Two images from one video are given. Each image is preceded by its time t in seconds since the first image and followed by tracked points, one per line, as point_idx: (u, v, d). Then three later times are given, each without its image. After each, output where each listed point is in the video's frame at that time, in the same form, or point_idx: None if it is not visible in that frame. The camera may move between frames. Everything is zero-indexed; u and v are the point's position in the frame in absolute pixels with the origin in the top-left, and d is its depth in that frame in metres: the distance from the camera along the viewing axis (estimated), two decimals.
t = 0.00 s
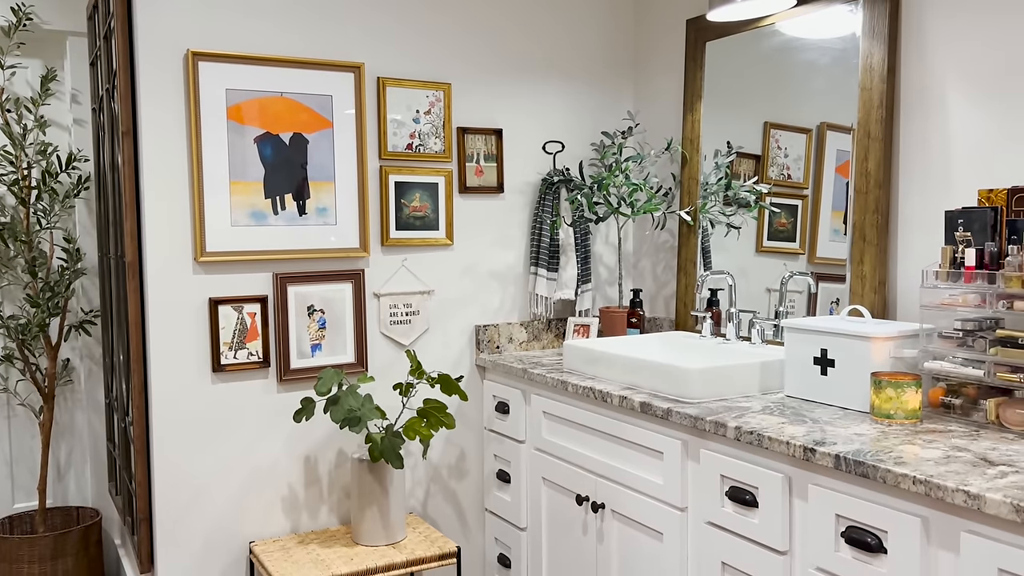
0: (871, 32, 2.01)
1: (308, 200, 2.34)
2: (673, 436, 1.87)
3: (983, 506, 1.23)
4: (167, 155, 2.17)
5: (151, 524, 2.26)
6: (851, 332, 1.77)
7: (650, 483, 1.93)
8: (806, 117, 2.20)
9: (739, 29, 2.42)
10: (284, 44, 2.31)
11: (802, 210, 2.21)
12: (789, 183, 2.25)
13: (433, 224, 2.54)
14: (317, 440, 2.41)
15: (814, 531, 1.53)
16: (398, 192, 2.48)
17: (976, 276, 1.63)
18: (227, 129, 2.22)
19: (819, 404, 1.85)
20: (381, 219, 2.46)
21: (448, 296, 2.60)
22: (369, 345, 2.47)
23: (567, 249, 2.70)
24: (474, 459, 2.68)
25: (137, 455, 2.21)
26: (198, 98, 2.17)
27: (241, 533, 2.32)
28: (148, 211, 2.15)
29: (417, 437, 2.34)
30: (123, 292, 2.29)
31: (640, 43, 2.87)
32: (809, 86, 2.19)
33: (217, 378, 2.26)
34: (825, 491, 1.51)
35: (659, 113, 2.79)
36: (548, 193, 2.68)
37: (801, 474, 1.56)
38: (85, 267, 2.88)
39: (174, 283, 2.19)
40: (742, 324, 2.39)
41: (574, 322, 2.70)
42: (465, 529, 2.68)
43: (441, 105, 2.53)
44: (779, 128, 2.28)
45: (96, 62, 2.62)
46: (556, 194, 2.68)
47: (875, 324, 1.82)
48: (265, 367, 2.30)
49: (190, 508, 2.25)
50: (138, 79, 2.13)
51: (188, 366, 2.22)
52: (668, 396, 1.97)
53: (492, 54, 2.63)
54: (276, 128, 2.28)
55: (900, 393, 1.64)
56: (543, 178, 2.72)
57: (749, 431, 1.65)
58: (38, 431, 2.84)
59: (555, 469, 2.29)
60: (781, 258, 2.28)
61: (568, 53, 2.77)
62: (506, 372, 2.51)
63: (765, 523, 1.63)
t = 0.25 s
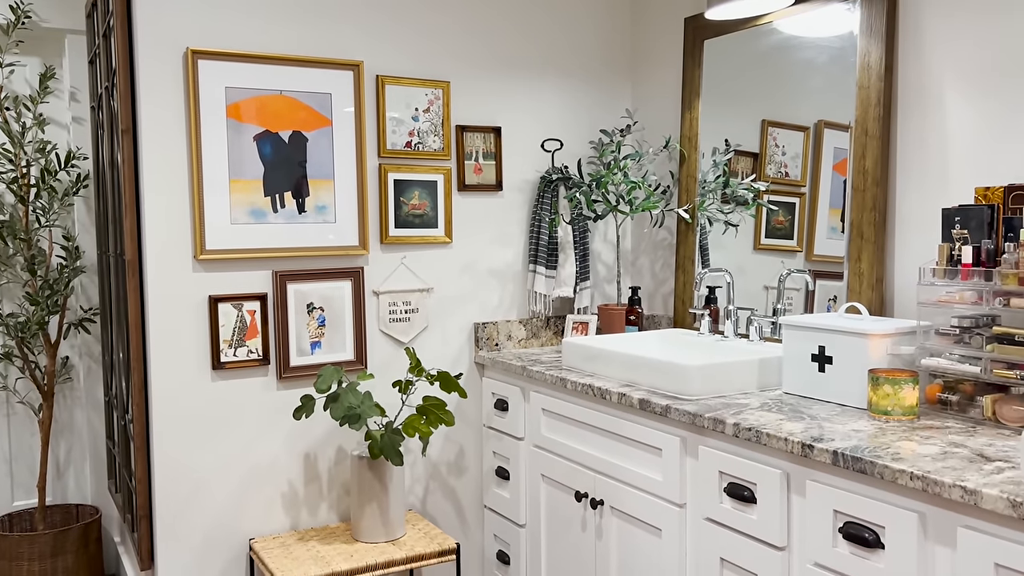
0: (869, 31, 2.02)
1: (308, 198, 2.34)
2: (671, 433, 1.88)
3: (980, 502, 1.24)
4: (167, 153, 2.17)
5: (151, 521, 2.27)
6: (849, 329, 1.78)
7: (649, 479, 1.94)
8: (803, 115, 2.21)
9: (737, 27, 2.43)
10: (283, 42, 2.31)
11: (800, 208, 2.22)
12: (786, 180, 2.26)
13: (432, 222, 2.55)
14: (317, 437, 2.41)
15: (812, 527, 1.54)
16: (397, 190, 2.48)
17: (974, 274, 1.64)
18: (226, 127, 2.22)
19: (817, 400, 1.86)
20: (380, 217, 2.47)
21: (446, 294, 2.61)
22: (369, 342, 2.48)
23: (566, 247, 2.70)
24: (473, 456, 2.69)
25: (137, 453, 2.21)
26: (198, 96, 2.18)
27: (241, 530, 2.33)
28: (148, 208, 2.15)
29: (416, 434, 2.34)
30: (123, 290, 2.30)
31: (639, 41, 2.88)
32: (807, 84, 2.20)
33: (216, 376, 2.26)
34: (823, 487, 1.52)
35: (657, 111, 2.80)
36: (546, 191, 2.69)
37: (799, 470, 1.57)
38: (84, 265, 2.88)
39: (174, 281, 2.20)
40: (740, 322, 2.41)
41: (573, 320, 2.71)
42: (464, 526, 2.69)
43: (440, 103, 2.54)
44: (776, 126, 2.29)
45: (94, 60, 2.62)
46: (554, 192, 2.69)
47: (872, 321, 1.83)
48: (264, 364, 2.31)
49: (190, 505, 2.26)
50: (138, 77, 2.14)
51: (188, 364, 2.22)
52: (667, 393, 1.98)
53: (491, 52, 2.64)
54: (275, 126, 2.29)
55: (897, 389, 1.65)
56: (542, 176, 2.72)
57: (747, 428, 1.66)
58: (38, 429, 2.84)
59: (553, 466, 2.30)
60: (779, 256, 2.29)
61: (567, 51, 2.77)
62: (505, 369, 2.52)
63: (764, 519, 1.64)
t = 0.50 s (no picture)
0: (866, 27, 2.03)
1: (306, 194, 2.35)
2: (669, 427, 1.89)
3: (976, 494, 1.25)
4: (165, 149, 2.17)
5: (150, 516, 2.27)
6: (846, 324, 1.79)
7: (647, 473, 1.95)
8: (800, 111, 2.22)
9: (734, 24, 2.44)
10: (281, 38, 2.31)
11: (797, 204, 2.23)
12: (783, 176, 2.27)
13: (430, 218, 2.55)
14: (316, 433, 2.42)
15: (810, 520, 1.55)
16: (395, 186, 2.49)
17: (970, 268, 1.65)
18: (225, 124, 2.22)
19: (814, 395, 1.87)
20: (379, 213, 2.47)
21: (445, 289, 2.61)
22: (368, 338, 2.48)
23: (564, 243, 2.70)
24: (471, 451, 2.70)
25: (137, 448, 2.22)
26: (196, 92, 2.18)
27: (240, 525, 2.33)
28: (146, 204, 2.15)
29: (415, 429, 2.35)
30: (122, 286, 2.30)
31: (636, 37, 2.88)
32: (805, 80, 2.20)
33: (216, 372, 2.27)
34: (821, 480, 1.53)
35: (654, 107, 2.81)
36: (544, 187, 2.69)
37: (797, 464, 1.58)
38: (82, 261, 2.88)
39: (173, 277, 2.20)
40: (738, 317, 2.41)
41: (572, 314, 2.72)
42: (463, 521, 2.70)
43: (438, 99, 2.54)
44: (773, 122, 2.30)
45: (92, 56, 2.62)
46: (552, 188, 2.70)
47: (869, 316, 1.85)
48: (264, 360, 2.31)
49: (189, 501, 2.26)
50: (137, 73, 2.14)
51: (187, 360, 2.23)
52: (665, 388, 1.99)
53: (489, 48, 2.64)
54: (274, 122, 2.29)
55: (894, 383, 1.66)
56: (540, 172, 2.73)
57: (746, 422, 1.67)
58: (36, 425, 2.84)
59: (552, 460, 2.30)
60: (776, 252, 2.30)
61: (565, 47, 2.78)
62: (503, 365, 2.53)
63: (761, 513, 1.65)
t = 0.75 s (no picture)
0: (863, 23, 2.03)
1: (304, 190, 2.35)
2: (667, 423, 1.90)
3: (973, 488, 1.26)
4: (163, 145, 2.17)
5: (148, 513, 2.26)
6: (843, 319, 1.80)
7: (645, 469, 1.95)
8: (797, 107, 2.22)
9: (732, 20, 2.44)
10: (279, 35, 2.31)
11: (794, 200, 2.23)
12: (780, 173, 2.28)
13: (428, 215, 2.55)
14: (314, 429, 2.42)
15: (808, 514, 1.56)
16: (393, 182, 2.49)
17: (967, 264, 1.65)
18: (222, 120, 2.22)
19: (811, 390, 1.88)
20: (376, 210, 2.47)
21: (443, 286, 2.61)
22: (366, 334, 2.48)
23: (562, 239, 2.71)
24: (469, 447, 2.70)
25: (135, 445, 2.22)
26: (194, 88, 2.18)
27: (238, 521, 2.33)
28: (144, 200, 2.15)
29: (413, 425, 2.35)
30: (120, 283, 2.30)
31: (633, 34, 2.88)
32: (802, 76, 2.21)
33: (214, 368, 2.27)
34: (818, 475, 1.54)
35: (652, 103, 2.81)
36: (542, 183, 2.69)
37: (794, 459, 1.59)
38: (79, 258, 2.87)
39: (171, 274, 2.20)
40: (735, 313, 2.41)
41: (569, 310, 2.68)
42: (461, 517, 2.70)
43: (436, 95, 2.54)
44: (770, 118, 2.31)
45: (89, 52, 2.62)
46: (550, 184, 2.70)
47: (866, 311, 1.85)
48: (262, 357, 2.32)
49: (188, 497, 2.26)
50: (134, 69, 2.13)
51: (185, 356, 2.23)
52: (663, 383, 1.99)
53: (487, 44, 2.64)
54: (272, 118, 2.29)
55: (891, 378, 1.67)
56: (538, 168, 2.73)
57: (744, 417, 1.67)
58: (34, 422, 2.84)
59: (550, 456, 2.31)
60: (773, 248, 2.31)
61: (562, 43, 2.78)
62: (501, 361, 2.53)
63: (759, 507, 1.66)
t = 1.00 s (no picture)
0: (858, 17, 2.03)
1: (299, 184, 2.34)
2: (663, 416, 1.90)
3: (969, 478, 1.27)
4: (158, 139, 2.16)
5: (144, 507, 2.27)
6: (838, 312, 1.81)
7: (641, 462, 1.96)
8: (791, 101, 2.22)
9: (727, 15, 2.44)
10: (274, 29, 2.30)
11: (789, 194, 2.24)
12: (775, 167, 2.28)
13: (423, 209, 2.55)
14: (310, 424, 2.42)
15: (804, 506, 1.57)
16: (389, 177, 2.48)
17: (962, 257, 1.66)
18: (217, 114, 2.22)
19: (807, 383, 1.89)
20: (372, 204, 2.47)
21: (438, 280, 2.61)
22: (361, 329, 2.48)
23: (557, 234, 2.71)
24: (465, 441, 2.71)
25: (131, 440, 2.22)
26: (189, 82, 2.17)
27: (234, 516, 2.33)
28: (139, 195, 2.15)
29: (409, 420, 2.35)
30: (115, 277, 2.29)
31: (629, 28, 2.88)
32: (797, 70, 2.21)
33: (209, 362, 2.26)
34: (814, 467, 1.54)
35: (647, 98, 2.81)
36: (537, 177, 2.69)
37: (790, 451, 1.60)
38: (73, 253, 2.87)
39: (167, 268, 2.19)
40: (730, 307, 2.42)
41: (565, 306, 2.71)
42: (457, 511, 2.71)
43: (431, 89, 2.54)
44: (765, 113, 2.31)
45: (82, 46, 2.61)
46: (546, 179, 2.70)
47: (861, 304, 1.86)
48: (257, 351, 2.31)
49: (184, 492, 2.26)
50: (129, 63, 2.13)
51: (181, 351, 2.23)
52: (659, 377, 2.00)
53: (482, 39, 2.64)
54: (267, 112, 2.28)
55: (887, 370, 1.68)
56: (533, 163, 2.73)
57: (740, 410, 1.68)
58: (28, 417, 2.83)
59: (546, 450, 2.31)
60: (768, 243, 2.31)
61: (557, 38, 2.78)
62: (497, 355, 2.54)
63: (756, 500, 1.66)
